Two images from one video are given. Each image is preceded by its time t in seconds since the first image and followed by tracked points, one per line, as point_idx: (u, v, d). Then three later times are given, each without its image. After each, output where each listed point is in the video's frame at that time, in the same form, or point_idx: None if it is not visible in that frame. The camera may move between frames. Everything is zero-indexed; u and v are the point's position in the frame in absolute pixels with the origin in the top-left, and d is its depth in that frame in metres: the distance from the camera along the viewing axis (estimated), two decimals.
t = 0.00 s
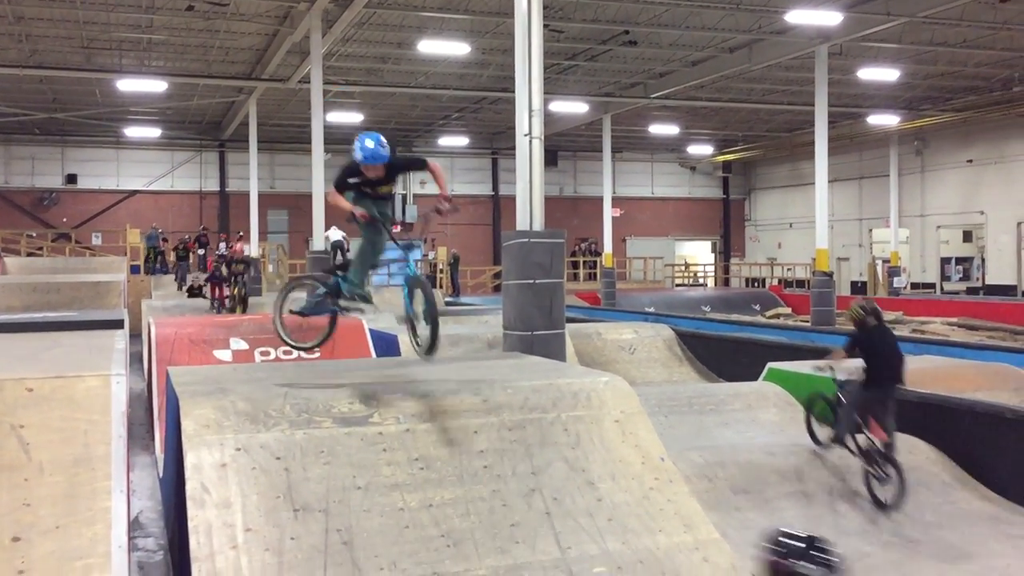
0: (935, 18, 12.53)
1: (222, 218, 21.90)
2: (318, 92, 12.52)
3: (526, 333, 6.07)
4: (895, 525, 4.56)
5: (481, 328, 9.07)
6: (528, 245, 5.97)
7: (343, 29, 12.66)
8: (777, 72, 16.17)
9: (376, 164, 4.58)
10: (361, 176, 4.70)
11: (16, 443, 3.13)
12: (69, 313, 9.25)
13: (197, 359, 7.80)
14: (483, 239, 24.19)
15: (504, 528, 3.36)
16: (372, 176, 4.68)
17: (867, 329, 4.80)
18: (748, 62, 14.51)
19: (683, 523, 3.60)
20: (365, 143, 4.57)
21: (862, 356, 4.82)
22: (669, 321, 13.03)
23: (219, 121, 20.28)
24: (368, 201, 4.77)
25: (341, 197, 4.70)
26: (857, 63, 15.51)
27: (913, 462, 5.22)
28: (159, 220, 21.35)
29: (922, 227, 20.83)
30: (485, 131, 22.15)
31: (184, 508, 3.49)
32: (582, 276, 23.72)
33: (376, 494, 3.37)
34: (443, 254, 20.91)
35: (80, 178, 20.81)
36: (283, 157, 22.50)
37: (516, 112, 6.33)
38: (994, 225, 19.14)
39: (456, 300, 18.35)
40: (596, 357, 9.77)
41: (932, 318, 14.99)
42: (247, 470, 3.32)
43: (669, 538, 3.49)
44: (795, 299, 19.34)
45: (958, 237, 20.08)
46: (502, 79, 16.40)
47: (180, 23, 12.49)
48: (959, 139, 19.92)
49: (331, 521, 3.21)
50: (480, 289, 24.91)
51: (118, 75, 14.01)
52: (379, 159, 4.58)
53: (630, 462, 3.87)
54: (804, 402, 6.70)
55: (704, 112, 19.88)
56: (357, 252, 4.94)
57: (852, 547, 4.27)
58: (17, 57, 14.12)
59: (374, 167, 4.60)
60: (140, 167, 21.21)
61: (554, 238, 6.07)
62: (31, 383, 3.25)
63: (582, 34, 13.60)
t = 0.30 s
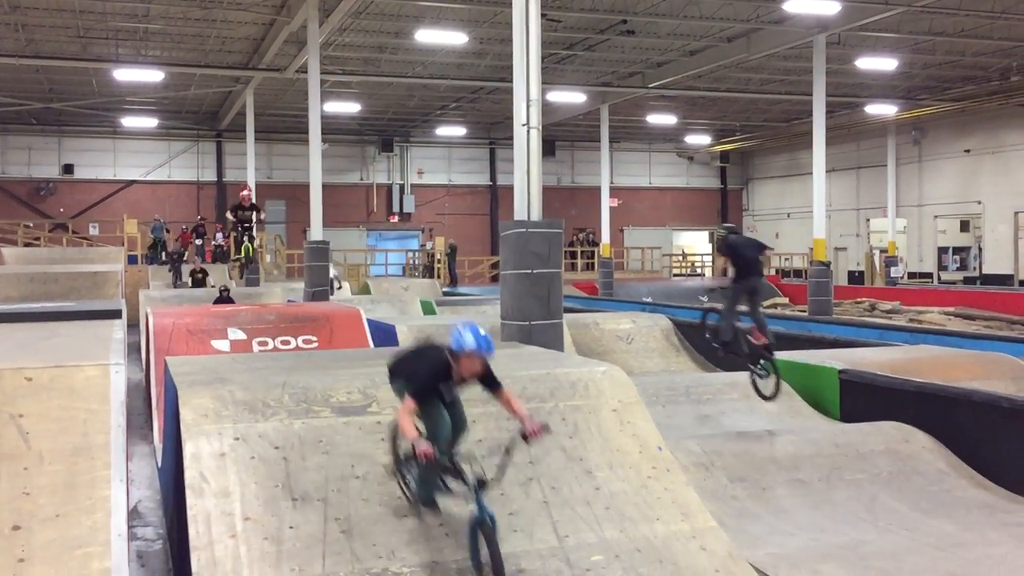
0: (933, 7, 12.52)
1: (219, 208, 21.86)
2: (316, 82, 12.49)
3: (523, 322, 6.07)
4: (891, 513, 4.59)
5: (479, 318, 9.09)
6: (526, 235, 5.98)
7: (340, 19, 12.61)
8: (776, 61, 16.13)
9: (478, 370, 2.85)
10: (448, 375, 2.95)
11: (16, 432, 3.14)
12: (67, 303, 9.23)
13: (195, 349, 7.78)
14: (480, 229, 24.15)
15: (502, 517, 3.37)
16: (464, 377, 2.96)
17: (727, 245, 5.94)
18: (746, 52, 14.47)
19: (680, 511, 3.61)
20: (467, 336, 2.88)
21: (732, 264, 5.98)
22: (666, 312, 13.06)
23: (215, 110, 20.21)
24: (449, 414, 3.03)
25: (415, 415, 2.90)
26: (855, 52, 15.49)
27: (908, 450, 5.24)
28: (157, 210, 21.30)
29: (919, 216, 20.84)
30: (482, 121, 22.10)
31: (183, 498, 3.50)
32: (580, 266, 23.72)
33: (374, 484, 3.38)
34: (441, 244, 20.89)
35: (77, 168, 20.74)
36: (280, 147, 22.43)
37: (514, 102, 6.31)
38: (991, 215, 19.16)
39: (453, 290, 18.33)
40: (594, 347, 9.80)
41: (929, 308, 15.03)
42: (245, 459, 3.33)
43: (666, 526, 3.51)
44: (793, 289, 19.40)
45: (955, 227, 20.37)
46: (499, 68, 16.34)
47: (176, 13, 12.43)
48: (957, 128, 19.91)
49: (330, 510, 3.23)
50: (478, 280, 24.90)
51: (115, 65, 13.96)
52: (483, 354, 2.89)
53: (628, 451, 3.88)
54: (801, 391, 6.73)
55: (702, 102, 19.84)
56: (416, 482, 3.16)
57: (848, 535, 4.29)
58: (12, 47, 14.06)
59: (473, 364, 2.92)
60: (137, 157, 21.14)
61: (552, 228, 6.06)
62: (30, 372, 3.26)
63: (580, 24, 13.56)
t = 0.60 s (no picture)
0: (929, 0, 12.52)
1: (215, 202, 21.83)
2: (311, 76, 12.47)
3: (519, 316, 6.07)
4: (886, 504, 4.62)
5: (476, 311, 9.11)
6: (523, 227, 5.98)
7: (336, 12, 12.59)
8: (772, 54, 16.14)
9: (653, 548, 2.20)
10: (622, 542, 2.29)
11: (14, 426, 3.14)
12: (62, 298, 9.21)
13: (191, 343, 7.79)
14: (477, 223, 24.14)
15: (499, 510, 3.39)
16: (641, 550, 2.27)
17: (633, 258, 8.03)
18: (742, 45, 14.46)
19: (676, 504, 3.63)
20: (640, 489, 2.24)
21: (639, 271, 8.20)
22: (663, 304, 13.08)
23: (211, 104, 20.15)
24: None
25: None
26: (851, 45, 15.50)
27: (903, 442, 5.27)
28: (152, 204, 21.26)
29: (915, 209, 20.86)
30: (479, 114, 22.08)
31: (180, 493, 3.52)
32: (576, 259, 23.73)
33: (371, 477, 3.39)
34: (437, 238, 20.88)
35: (72, 162, 20.68)
36: (276, 141, 22.39)
37: (511, 95, 6.30)
38: (986, 208, 19.20)
39: (449, 283, 18.36)
40: (590, 340, 9.83)
41: (925, 300, 15.05)
42: (242, 452, 3.35)
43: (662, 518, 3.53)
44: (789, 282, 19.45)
45: (951, 219, 19.96)
46: (495, 62, 16.33)
47: (171, 6, 12.38)
48: (953, 121, 19.93)
49: (327, 504, 3.24)
50: (474, 274, 24.90)
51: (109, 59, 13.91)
52: (664, 521, 2.23)
53: (624, 444, 3.89)
54: (797, 383, 6.75)
55: (698, 95, 19.83)
56: None
57: (844, 526, 4.32)
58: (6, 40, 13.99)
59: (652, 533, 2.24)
60: (133, 150, 21.08)
61: (548, 221, 6.07)
62: (28, 366, 3.25)
63: (576, 17, 13.55)
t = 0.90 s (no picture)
0: None
1: (211, 201, 21.81)
2: (308, 74, 12.48)
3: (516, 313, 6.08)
4: (882, 499, 4.64)
5: (473, 309, 9.12)
6: (519, 225, 6.00)
7: (332, 10, 12.59)
8: (767, 51, 16.17)
9: None
10: None
11: (13, 424, 3.16)
12: (60, 296, 9.22)
13: (189, 341, 7.81)
14: (473, 220, 24.13)
15: (496, 506, 3.40)
16: None
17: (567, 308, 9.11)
18: (737, 42, 14.49)
19: (672, 499, 3.65)
20: None
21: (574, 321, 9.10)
22: (660, 301, 13.11)
23: (206, 102, 20.12)
24: None
25: None
26: (846, 42, 15.54)
27: (899, 438, 5.29)
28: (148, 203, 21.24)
29: (911, 205, 20.91)
30: (475, 112, 22.09)
31: (178, 490, 3.54)
32: (573, 256, 23.74)
33: (368, 473, 3.41)
34: (434, 236, 20.88)
35: (68, 160, 20.65)
36: (272, 139, 22.37)
37: (506, 93, 6.32)
38: (982, 204, 19.23)
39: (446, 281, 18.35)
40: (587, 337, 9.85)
41: (920, 296, 15.10)
42: (240, 450, 3.36)
43: (658, 514, 3.54)
44: (786, 278, 19.48)
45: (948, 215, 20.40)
46: (491, 59, 16.34)
47: (167, 5, 12.37)
48: (949, 117, 19.97)
49: (325, 501, 3.25)
50: (471, 271, 24.91)
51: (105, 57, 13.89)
52: None
53: (620, 440, 3.91)
54: (793, 380, 6.77)
55: (694, 92, 19.85)
56: None
57: (840, 522, 4.34)
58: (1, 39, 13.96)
59: None
60: (128, 149, 21.05)
61: (545, 219, 6.09)
62: (27, 364, 3.26)
63: (573, 14, 13.55)
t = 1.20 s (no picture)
0: None
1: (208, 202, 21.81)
2: (303, 75, 12.48)
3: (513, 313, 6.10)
4: (877, 497, 4.67)
5: (470, 309, 9.14)
6: (515, 225, 6.02)
7: (328, 11, 12.61)
8: (762, 51, 16.22)
9: None
10: None
11: (14, 424, 3.17)
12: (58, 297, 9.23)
13: (186, 342, 7.83)
14: (469, 220, 24.15)
15: (493, 504, 3.43)
16: None
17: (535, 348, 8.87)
18: (732, 41, 14.52)
19: (667, 497, 3.68)
20: None
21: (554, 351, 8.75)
22: (656, 300, 13.16)
23: (202, 103, 20.11)
24: None
25: None
26: (841, 41, 15.59)
27: (893, 436, 5.33)
28: (145, 204, 21.23)
29: (906, 204, 20.98)
30: (471, 112, 22.11)
31: (176, 491, 3.55)
32: (569, 256, 23.78)
33: (366, 473, 3.43)
34: (430, 236, 20.91)
35: (64, 161, 20.62)
36: (268, 139, 22.37)
37: (502, 93, 6.35)
38: (976, 203, 19.29)
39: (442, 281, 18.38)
40: (584, 337, 9.89)
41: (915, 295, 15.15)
42: (238, 450, 3.38)
43: (655, 512, 3.57)
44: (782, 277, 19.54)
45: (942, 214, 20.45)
46: (487, 59, 16.37)
47: (162, 5, 12.37)
48: (943, 116, 20.04)
49: (323, 500, 3.27)
50: (467, 271, 24.94)
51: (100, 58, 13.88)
52: None
53: (616, 439, 3.94)
54: (789, 379, 6.80)
55: (689, 91, 19.89)
56: None
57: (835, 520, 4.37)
58: None
59: None
60: (124, 150, 21.03)
61: (541, 219, 6.11)
62: (27, 365, 3.29)
63: (568, 15, 13.58)
